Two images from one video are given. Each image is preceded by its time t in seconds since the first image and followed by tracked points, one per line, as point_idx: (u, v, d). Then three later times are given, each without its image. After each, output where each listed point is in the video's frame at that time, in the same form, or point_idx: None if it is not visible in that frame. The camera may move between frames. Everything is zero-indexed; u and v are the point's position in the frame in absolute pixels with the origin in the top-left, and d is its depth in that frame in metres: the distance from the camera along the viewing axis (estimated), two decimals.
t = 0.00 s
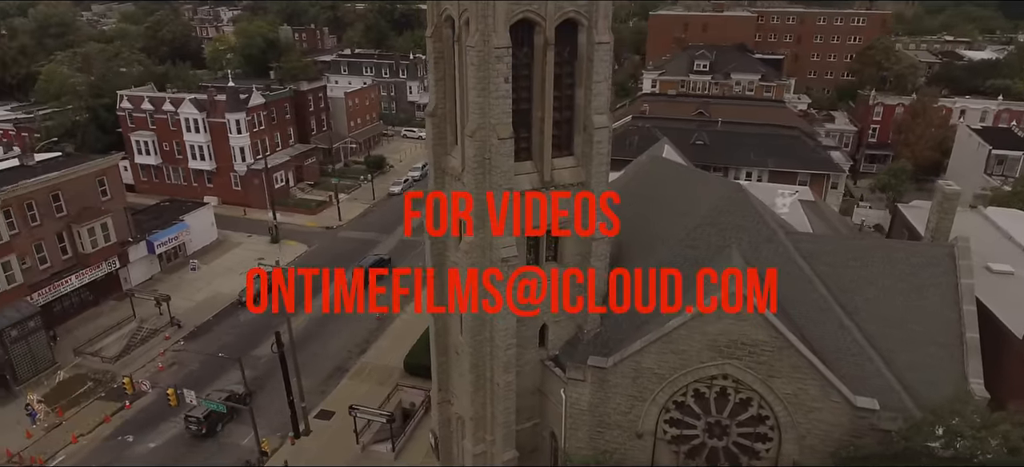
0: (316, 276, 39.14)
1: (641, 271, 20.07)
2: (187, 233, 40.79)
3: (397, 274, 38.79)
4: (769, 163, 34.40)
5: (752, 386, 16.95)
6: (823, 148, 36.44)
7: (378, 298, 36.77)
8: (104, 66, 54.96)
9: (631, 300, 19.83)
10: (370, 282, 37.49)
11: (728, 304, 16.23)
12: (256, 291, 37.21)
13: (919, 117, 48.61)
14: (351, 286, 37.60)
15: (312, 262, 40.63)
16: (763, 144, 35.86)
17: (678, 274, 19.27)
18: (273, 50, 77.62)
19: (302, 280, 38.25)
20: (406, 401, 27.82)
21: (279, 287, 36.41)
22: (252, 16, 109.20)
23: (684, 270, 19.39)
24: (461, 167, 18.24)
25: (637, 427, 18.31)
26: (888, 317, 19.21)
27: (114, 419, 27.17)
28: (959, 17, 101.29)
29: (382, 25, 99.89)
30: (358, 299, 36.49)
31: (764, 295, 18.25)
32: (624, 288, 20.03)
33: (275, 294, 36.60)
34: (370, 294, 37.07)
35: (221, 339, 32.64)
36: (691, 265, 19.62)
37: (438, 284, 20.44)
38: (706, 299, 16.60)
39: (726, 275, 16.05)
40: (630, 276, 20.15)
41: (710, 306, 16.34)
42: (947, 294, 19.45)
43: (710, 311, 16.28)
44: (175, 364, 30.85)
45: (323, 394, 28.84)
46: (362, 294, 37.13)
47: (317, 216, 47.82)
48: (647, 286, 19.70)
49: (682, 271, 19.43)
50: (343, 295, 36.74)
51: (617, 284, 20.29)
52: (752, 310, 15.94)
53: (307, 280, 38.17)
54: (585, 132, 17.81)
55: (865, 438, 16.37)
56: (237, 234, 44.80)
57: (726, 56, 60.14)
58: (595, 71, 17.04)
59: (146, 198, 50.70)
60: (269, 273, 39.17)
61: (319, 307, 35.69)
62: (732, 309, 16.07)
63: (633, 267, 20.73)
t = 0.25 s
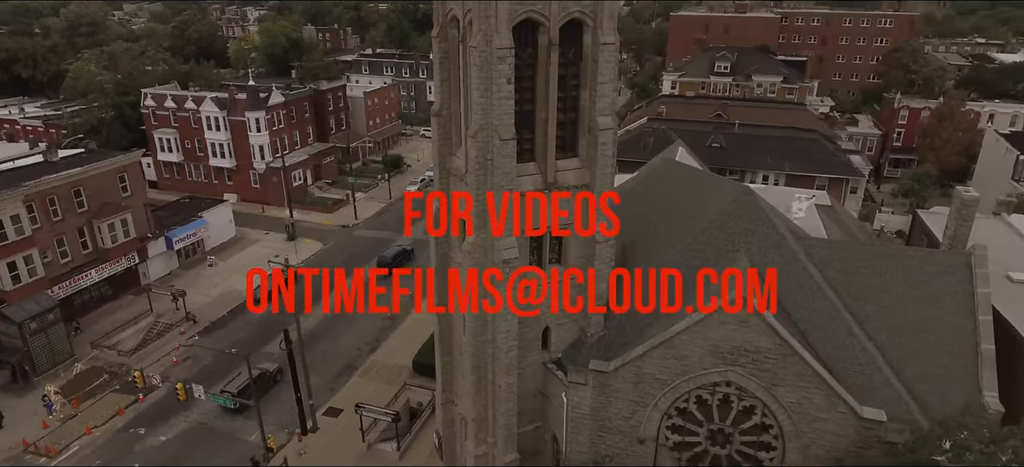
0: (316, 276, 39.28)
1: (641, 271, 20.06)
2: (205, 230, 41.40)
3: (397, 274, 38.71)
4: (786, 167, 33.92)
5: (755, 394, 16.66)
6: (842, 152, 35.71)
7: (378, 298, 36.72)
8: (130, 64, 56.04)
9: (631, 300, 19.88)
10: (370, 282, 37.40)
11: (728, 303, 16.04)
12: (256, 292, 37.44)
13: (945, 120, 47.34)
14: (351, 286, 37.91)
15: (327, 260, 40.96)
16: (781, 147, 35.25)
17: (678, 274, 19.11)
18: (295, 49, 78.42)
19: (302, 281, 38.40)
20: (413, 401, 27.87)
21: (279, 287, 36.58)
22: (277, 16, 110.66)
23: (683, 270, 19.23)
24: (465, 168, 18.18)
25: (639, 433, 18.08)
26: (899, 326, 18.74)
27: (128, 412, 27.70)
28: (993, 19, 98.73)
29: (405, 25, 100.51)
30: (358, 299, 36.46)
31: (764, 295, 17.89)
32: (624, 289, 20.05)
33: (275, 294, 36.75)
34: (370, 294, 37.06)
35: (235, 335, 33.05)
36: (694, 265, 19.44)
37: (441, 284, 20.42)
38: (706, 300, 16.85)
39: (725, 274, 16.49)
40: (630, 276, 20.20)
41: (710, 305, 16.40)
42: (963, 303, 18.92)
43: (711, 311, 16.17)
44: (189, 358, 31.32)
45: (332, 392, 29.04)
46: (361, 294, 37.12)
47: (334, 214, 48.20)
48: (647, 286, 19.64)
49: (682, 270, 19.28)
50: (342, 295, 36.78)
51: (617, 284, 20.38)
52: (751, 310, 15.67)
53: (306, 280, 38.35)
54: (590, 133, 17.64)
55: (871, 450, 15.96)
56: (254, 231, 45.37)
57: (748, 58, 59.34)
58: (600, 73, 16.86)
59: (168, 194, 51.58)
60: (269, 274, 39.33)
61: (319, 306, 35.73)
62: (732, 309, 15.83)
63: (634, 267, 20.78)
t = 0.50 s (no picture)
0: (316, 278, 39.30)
1: (641, 271, 20.06)
2: (217, 228, 41.83)
3: (397, 274, 38.92)
4: (798, 170, 33.54)
5: (753, 401, 16.40)
6: (856, 156, 35.11)
7: (378, 298, 36.85)
8: (148, 64, 56.82)
9: (631, 300, 19.74)
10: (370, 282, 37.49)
11: (728, 303, 15.81)
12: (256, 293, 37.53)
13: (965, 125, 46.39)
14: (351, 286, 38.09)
15: (337, 260, 41.17)
16: (792, 149, 34.79)
17: (677, 274, 19.10)
18: (312, 49, 78.94)
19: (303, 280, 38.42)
20: (416, 401, 27.87)
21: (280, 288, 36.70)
22: (296, 16, 111.64)
23: (684, 270, 19.18)
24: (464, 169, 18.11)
25: (636, 438, 17.90)
26: (905, 334, 18.34)
27: (136, 407, 28.06)
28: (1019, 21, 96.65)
29: (422, 26, 100.86)
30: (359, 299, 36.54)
31: (763, 297, 17.92)
32: (624, 290, 19.90)
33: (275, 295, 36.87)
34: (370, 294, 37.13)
35: (243, 333, 33.32)
36: (695, 266, 19.23)
37: (441, 285, 20.36)
38: (706, 300, 17.13)
39: (728, 274, 17.14)
40: (630, 276, 20.17)
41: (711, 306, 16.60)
42: (972, 312, 18.48)
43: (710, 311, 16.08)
44: (197, 355, 31.65)
45: (336, 391, 29.15)
46: (362, 295, 37.16)
47: (345, 214, 48.45)
48: (647, 287, 19.60)
49: (682, 271, 19.21)
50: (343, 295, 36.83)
51: (617, 284, 20.30)
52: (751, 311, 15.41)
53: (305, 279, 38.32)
54: (589, 136, 17.48)
55: (871, 461, 15.63)
56: (266, 229, 45.75)
57: (764, 60, 58.66)
58: (599, 74, 16.70)
59: (183, 193, 52.22)
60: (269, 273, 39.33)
61: (319, 307, 35.77)
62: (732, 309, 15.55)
63: (634, 268, 20.76)
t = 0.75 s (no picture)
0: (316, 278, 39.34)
1: (641, 271, 19.96)
2: (225, 226, 42.14)
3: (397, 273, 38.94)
4: (806, 173, 33.11)
5: (748, 408, 16.16)
6: (866, 159, 34.63)
7: (377, 298, 36.92)
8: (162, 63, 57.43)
9: (631, 300, 19.55)
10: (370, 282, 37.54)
11: (728, 304, 15.60)
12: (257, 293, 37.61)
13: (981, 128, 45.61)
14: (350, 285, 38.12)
15: (342, 259, 41.31)
16: (801, 151, 34.34)
17: (677, 273, 18.97)
18: (325, 50, 79.47)
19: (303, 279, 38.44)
20: (416, 401, 27.83)
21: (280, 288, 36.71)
22: (310, 16, 112.53)
23: (683, 269, 19.06)
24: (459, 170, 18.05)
25: (629, 443, 17.72)
26: (907, 341, 17.98)
27: (140, 403, 28.33)
28: None
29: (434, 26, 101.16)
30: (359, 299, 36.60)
31: (762, 296, 18.05)
32: (624, 289, 19.76)
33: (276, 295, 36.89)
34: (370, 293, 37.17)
35: (247, 331, 33.52)
36: (695, 267, 19.05)
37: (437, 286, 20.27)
38: (706, 300, 16.92)
39: (728, 274, 17.60)
40: (630, 276, 20.06)
41: (710, 306, 16.41)
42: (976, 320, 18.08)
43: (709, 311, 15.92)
44: (201, 353, 31.90)
45: (338, 389, 29.24)
46: (362, 294, 37.23)
47: (353, 213, 48.64)
48: (647, 286, 19.44)
49: (682, 270, 19.08)
50: (343, 294, 36.89)
51: (617, 284, 20.18)
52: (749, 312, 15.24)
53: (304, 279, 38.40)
54: (585, 137, 17.36)
55: None
56: (274, 228, 46.03)
57: (777, 61, 58.12)
58: (594, 76, 16.59)
59: (193, 191, 52.71)
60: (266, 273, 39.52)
61: (319, 307, 35.77)
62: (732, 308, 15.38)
63: (634, 267, 20.63)
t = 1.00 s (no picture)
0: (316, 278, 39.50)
1: (641, 271, 19.83)
2: (233, 225, 42.45)
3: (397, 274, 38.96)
4: (813, 176, 32.71)
5: (742, 414, 15.92)
6: (876, 161, 34.14)
7: (378, 298, 37.01)
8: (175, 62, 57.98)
9: (631, 299, 19.37)
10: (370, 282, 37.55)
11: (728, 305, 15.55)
12: (256, 294, 37.60)
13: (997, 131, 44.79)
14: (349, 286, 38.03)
15: (348, 258, 41.44)
16: (808, 154, 33.95)
17: (677, 273, 18.86)
18: (337, 50, 79.88)
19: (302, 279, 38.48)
20: (416, 402, 27.78)
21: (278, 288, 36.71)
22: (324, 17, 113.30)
23: (683, 269, 18.97)
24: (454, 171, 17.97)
25: (623, 447, 17.54)
26: (909, 348, 17.62)
27: (144, 400, 28.59)
28: None
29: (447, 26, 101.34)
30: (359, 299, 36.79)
31: (762, 296, 17.92)
32: (624, 289, 19.64)
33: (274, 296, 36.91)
34: (370, 292, 37.45)
35: (252, 330, 33.70)
36: (694, 268, 18.89)
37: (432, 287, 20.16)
38: (707, 301, 16.65)
39: (728, 274, 17.83)
40: (630, 276, 19.94)
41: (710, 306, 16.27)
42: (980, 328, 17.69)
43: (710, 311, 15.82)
44: (206, 350, 32.13)
45: (339, 388, 29.32)
46: (362, 295, 37.29)
47: (360, 213, 48.83)
48: (647, 287, 19.27)
49: (682, 270, 18.97)
50: (343, 293, 37.02)
51: (617, 284, 20.06)
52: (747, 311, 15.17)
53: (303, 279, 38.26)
54: (580, 138, 17.22)
55: None
56: (282, 227, 46.33)
57: (789, 62, 57.60)
58: (589, 77, 16.45)
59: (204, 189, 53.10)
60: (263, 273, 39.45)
61: (319, 307, 35.71)
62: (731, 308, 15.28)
63: (634, 267, 20.42)
